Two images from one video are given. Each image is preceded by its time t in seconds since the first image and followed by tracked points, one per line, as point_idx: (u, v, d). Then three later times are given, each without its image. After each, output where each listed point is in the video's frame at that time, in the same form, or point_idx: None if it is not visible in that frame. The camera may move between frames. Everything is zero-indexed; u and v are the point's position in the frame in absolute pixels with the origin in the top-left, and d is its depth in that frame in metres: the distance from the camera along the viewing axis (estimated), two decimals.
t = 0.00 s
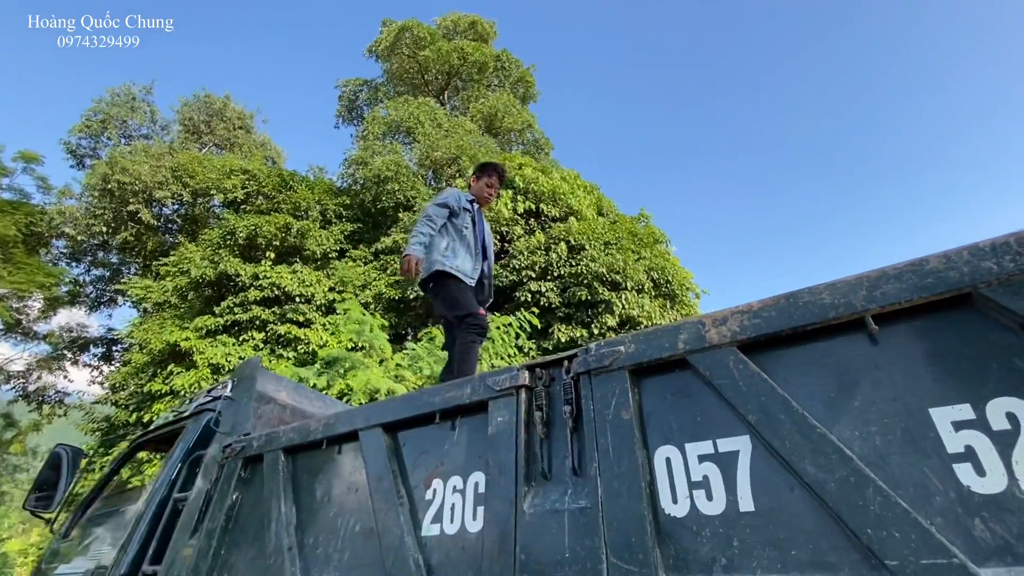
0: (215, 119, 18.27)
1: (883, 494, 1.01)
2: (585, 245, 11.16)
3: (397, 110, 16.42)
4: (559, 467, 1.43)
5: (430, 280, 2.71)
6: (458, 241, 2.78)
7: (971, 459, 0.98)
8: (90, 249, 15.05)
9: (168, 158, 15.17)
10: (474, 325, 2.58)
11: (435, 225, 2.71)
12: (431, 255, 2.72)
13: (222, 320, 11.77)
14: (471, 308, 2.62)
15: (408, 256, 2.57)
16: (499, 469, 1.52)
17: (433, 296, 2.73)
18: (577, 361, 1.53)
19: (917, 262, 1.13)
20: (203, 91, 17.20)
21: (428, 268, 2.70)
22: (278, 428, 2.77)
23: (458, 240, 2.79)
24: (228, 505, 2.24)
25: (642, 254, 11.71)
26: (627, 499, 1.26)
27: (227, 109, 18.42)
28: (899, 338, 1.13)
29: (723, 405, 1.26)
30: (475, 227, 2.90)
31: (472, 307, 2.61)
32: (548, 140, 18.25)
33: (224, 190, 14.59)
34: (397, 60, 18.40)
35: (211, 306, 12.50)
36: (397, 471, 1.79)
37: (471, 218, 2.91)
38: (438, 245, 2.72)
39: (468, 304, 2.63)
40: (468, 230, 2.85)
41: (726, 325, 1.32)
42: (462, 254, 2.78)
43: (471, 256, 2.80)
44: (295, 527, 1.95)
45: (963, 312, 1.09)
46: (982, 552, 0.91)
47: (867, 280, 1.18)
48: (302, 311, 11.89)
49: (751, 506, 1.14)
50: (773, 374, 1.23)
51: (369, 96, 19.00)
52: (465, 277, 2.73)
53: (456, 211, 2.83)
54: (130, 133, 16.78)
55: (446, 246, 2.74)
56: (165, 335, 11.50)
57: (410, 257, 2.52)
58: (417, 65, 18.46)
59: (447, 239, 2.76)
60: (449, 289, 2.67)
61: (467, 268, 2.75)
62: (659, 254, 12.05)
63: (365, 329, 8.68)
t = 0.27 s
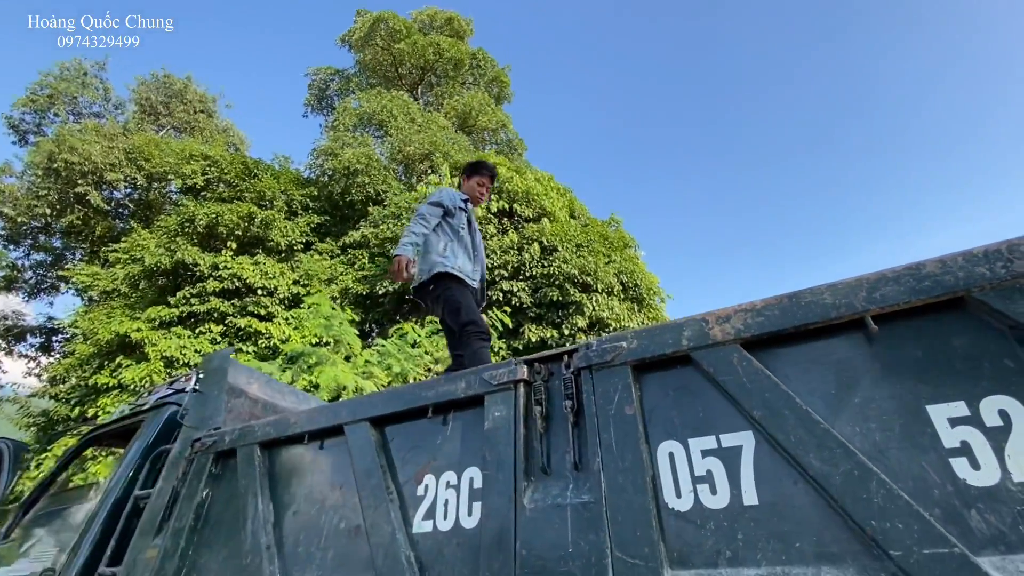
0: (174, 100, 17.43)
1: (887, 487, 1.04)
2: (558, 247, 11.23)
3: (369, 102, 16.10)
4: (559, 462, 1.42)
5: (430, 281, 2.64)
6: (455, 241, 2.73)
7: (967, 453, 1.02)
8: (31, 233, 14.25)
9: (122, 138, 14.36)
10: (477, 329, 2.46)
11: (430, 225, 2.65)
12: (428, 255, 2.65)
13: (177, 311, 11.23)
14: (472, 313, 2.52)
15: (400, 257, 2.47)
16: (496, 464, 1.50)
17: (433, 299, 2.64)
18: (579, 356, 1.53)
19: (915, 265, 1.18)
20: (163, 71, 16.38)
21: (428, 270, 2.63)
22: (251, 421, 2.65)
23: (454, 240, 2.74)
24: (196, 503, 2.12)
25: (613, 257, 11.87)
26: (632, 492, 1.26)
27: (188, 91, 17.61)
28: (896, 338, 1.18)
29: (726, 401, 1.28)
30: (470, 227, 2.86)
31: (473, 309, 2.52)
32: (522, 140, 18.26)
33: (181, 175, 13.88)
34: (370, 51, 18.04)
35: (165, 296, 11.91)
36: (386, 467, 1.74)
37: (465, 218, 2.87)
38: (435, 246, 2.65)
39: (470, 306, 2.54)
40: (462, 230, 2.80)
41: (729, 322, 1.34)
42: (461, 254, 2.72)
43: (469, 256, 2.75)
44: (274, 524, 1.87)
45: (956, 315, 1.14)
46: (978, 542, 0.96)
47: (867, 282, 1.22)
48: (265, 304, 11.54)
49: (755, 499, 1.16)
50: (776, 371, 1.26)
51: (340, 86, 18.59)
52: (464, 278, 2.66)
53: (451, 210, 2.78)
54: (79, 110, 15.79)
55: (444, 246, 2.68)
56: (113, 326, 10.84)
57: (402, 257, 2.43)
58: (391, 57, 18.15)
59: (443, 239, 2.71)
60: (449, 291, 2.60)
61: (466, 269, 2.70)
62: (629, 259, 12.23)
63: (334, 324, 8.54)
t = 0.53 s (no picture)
0: (131, 78, 16.53)
1: (906, 482, 1.04)
2: (531, 247, 11.21)
3: (341, 91, 15.66)
4: (565, 457, 1.37)
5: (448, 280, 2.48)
6: (474, 236, 2.61)
7: (983, 449, 1.03)
8: None
9: (72, 114, 13.49)
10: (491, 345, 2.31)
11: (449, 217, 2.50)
12: (449, 250, 2.51)
13: (128, 299, 10.63)
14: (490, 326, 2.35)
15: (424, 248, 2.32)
16: (498, 459, 1.43)
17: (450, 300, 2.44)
18: (585, 349, 1.48)
19: (929, 264, 1.18)
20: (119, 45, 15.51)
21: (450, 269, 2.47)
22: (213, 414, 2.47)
23: (473, 235, 2.61)
24: (160, 501, 1.97)
25: (585, 259, 11.95)
26: (645, 489, 1.23)
27: (146, 68, 16.73)
28: (909, 336, 1.18)
29: (739, 396, 1.26)
30: (489, 221, 2.74)
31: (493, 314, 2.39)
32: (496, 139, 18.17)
33: (137, 155, 13.14)
34: (344, 40, 17.59)
35: (115, 282, 11.25)
36: (376, 462, 1.65)
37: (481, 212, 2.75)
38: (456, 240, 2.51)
39: (488, 314, 2.37)
40: (479, 225, 2.68)
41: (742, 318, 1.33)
42: (480, 251, 2.60)
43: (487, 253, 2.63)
44: (250, 524, 1.75)
45: (969, 314, 1.15)
46: (997, 537, 0.96)
47: (881, 280, 1.22)
48: (224, 295, 10.93)
49: (771, 496, 1.14)
50: (791, 368, 1.25)
51: (311, 72, 18.15)
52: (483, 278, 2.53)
53: (469, 203, 2.66)
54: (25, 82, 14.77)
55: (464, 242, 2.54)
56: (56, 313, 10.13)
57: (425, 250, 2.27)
58: (365, 47, 17.76)
59: (462, 234, 2.57)
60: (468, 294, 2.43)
61: (486, 268, 2.57)
62: (600, 261, 12.33)
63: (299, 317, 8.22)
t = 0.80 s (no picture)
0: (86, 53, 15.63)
1: (915, 493, 1.05)
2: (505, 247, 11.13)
3: (313, 80, 15.20)
4: (565, 464, 1.33)
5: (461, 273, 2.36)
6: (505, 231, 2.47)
7: (986, 462, 1.05)
8: None
9: (18, 88, 12.64)
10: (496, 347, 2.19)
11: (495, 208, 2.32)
12: (477, 242, 2.36)
13: (77, 287, 10.04)
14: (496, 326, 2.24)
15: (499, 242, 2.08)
16: (495, 465, 1.38)
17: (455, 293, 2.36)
18: (586, 353, 1.44)
19: (932, 277, 1.20)
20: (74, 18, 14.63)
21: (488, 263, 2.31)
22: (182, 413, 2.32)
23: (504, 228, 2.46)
24: (119, 506, 1.82)
25: (558, 261, 11.97)
26: (651, 498, 1.20)
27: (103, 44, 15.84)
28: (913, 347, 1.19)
29: (745, 404, 1.25)
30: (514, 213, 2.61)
31: (502, 315, 2.29)
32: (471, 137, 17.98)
33: (90, 135, 12.42)
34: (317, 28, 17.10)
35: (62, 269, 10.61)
36: (361, 467, 1.57)
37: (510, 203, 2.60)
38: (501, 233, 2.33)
39: (495, 315, 2.26)
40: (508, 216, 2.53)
41: (748, 325, 1.31)
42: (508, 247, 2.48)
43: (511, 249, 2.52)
44: (220, 532, 1.64)
45: (970, 326, 1.17)
46: (1003, 548, 0.98)
47: (885, 292, 1.23)
48: (182, 285, 10.43)
49: (778, 505, 1.13)
50: (797, 376, 1.24)
51: (282, 60, 17.65)
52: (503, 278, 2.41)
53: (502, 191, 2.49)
54: None
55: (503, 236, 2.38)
56: None
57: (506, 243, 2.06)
58: (340, 37, 17.32)
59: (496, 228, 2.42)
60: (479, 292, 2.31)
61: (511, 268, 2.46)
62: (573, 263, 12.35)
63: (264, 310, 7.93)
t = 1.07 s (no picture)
0: (42, 27, 14.80)
1: (902, 494, 1.08)
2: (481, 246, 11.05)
3: (287, 68, 14.76)
4: (558, 464, 1.32)
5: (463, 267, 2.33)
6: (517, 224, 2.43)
7: (967, 465, 1.09)
8: None
9: None
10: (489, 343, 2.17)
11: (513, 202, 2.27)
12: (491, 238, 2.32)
13: (25, 274, 9.48)
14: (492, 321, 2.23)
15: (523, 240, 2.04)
16: (487, 463, 1.35)
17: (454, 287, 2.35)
18: (580, 352, 1.43)
19: (917, 285, 1.25)
20: None
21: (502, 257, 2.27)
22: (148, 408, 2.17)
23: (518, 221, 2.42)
24: (80, 505, 1.72)
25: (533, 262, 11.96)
26: (646, 497, 1.20)
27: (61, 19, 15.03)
28: (899, 353, 1.23)
29: (738, 406, 1.26)
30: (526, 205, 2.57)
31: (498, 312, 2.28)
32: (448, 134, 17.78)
33: (44, 113, 11.75)
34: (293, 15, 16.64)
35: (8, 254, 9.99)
36: (345, 465, 1.52)
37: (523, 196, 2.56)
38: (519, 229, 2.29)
39: (492, 312, 2.25)
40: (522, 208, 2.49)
41: (741, 328, 1.33)
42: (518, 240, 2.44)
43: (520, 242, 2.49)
44: (192, 532, 1.56)
45: (952, 334, 1.22)
46: (984, 545, 1.02)
47: (874, 299, 1.27)
48: (141, 275, 9.96)
49: (770, 505, 1.15)
50: (789, 379, 1.26)
51: (254, 46, 17.05)
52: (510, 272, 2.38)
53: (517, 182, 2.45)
54: None
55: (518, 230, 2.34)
56: None
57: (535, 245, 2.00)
58: (316, 26, 16.88)
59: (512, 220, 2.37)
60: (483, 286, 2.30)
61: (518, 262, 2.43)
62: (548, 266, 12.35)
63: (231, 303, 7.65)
